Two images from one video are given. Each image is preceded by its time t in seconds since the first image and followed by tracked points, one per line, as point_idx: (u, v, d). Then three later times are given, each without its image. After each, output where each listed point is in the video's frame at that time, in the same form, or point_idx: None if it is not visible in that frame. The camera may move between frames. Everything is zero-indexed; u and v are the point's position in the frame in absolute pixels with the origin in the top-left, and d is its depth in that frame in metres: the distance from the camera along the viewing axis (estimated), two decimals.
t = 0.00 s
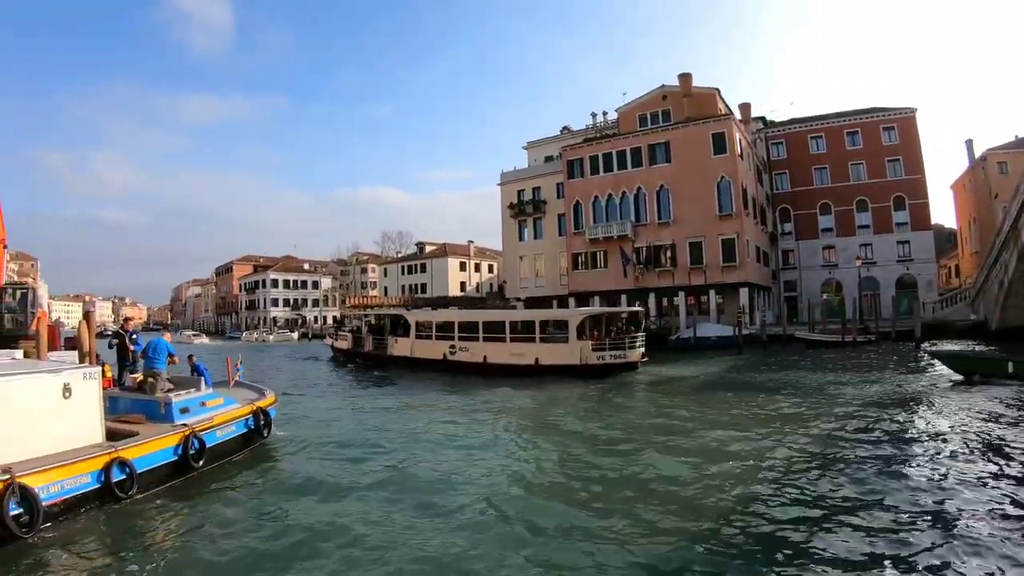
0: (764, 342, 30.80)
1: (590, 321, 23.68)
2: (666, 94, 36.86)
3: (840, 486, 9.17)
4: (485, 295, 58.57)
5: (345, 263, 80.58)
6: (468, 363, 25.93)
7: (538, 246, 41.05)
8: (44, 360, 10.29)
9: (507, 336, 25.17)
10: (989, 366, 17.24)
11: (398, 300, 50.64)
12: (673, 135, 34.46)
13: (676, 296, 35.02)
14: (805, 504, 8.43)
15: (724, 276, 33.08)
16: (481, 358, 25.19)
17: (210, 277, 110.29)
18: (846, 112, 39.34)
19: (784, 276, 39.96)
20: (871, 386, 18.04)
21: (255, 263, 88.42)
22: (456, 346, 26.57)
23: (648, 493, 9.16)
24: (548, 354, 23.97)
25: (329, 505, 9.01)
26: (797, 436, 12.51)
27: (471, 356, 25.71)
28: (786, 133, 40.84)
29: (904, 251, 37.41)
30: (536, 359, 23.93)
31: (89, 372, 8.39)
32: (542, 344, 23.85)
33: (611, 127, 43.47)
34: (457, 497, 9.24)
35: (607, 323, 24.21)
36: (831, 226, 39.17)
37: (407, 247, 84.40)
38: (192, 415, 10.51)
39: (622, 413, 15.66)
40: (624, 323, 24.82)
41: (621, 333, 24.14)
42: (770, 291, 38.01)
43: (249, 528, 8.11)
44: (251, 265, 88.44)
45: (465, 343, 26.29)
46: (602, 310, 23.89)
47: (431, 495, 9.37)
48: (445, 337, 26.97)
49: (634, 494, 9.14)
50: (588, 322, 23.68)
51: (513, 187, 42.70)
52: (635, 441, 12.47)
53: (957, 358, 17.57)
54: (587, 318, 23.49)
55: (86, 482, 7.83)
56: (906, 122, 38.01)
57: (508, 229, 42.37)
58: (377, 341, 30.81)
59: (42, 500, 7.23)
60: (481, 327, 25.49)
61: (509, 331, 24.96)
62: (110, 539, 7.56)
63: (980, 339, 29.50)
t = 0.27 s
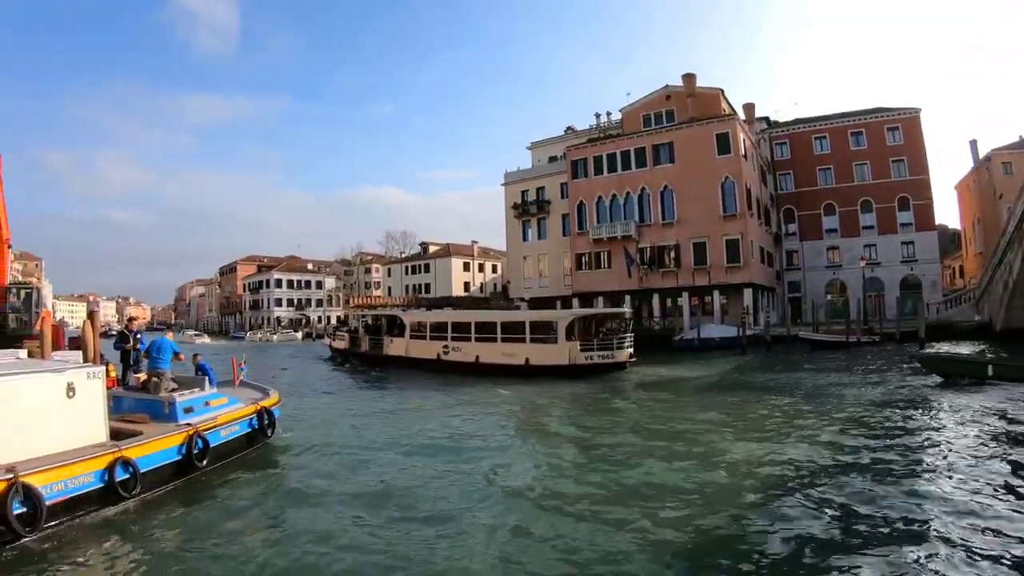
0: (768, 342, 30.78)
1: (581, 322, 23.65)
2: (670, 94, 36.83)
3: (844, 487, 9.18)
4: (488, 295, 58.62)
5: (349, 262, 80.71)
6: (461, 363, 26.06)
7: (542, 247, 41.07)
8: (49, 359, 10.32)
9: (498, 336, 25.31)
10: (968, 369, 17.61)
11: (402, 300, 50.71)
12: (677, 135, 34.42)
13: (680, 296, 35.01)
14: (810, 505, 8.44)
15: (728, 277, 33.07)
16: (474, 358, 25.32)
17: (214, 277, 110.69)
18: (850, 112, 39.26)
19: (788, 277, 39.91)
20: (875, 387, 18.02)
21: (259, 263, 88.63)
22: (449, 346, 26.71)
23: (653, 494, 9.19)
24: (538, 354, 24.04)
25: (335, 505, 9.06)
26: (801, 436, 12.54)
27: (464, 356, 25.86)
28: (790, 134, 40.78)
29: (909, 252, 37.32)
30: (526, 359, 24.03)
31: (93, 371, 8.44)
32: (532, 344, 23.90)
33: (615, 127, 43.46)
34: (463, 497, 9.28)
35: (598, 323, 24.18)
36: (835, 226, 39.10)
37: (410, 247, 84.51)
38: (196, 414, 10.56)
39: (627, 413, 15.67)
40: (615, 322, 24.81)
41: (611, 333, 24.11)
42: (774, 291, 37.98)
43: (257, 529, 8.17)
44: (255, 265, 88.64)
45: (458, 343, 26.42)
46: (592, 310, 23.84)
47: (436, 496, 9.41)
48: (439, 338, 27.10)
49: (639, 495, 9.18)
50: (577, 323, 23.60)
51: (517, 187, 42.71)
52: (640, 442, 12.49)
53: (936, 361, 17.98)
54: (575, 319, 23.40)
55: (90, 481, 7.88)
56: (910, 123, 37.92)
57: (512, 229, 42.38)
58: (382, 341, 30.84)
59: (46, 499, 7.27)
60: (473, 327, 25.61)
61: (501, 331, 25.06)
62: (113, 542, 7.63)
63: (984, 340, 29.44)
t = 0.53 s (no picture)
0: (771, 344, 30.73)
1: (570, 324, 23.76)
2: (672, 96, 36.82)
3: (848, 489, 9.17)
4: (491, 296, 58.70)
5: (352, 263, 80.86)
6: (454, 364, 26.26)
7: (544, 248, 41.10)
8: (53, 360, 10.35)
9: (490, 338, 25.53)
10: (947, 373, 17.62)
11: (405, 301, 50.79)
12: (679, 137, 34.38)
13: (683, 298, 35.00)
14: (814, 507, 8.43)
15: (731, 279, 33.02)
16: (465, 359, 25.54)
17: (218, 278, 111.10)
18: (853, 114, 39.20)
19: (791, 278, 39.87)
20: (878, 388, 18.01)
21: (262, 263, 88.86)
22: (442, 347, 26.91)
23: (656, 496, 9.20)
24: (527, 355, 24.27)
25: (339, 506, 9.09)
26: (804, 438, 12.55)
27: (455, 357, 26.03)
28: (793, 135, 40.73)
29: (911, 254, 37.23)
30: (516, 360, 24.28)
31: (96, 371, 8.46)
32: (521, 346, 24.07)
33: (617, 128, 43.46)
34: (466, 498, 9.29)
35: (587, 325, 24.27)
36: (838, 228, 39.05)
37: (413, 248, 84.67)
38: (198, 414, 10.58)
39: (630, 414, 15.69)
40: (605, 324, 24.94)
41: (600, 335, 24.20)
42: (777, 293, 37.95)
43: (261, 530, 8.19)
44: (258, 266, 88.90)
45: (450, 344, 26.63)
46: (581, 312, 23.92)
47: (439, 497, 9.43)
48: (432, 339, 27.32)
49: (641, 497, 9.17)
50: (566, 324, 23.78)
51: (520, 189, 42.71)
52: (643, 443, 12.50)
53: (916, 365, 18.04)
54: (564, 321, 23.59)
55: (93, 481, 7.89)
56: (913, 124, 37.85)
57: (515, 230, 42.42)
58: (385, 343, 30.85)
59: (49, 498, 7.28)
60: (465, 328, 25.80)
61: (491, 333, 25.28)
62: (116, 544, 7.65)
63: (987, 342, 29.37)
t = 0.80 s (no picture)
0: (775, 346, 30.65)
1: (559, 326, 24.35)
2: (676, 97, 36.83)
3: (852, 491, 9.14)
4: (495, 299, 58.72)
5: (356, 265, 80.97)
6: (448, 365, 26.82)
7: (549, 250, 41.14)
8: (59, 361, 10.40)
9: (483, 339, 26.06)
10: (926, 376, 17.47)
11: (408, 303, 50.83)
12: (684, 138, 34.37)
13: (688, 299, 34.98)
14: (817, 509, 8.40)
15: (735, 280, 32.90)
16: (458, 360, 26.07)
17: (222, 279, 111.45)
18: (857, 115, 39.13)
19: (795, 280, 39.79)
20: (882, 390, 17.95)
21: (267, 265, 89.11)
22: (436, 349, 27.44)
23: (659, 496, 9.20)
24: (518, 357, 24.76)
25: (342, 507, 9.11)
26: (806, 439, 12.54)
27: (449, 358, 26.60)
28: (797, 137, 40.68)
29: (916, 255, 37.10)
30: (507, 361, 24.80)
31: (100, 371, 8.51)
32: (512, 347, 24.56)
33: (622, 130, 43.46)
34: (469, 500, 9.29)
35: (576, 328, 24.87)
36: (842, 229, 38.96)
37: (418, 250, 84.78)
38: (203, 415, 10.62)
39: (634, 416, 15.67)
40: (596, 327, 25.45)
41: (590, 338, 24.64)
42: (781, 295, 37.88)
43: (265, 531, 8.21)
44: (262, 267, 89.08)
45: (444, 345, 27.16)
46: (571, 315, 24.54)
47: (442, 498, 9.44)
48: (427, 341, 27.87)
49: (643, 498, 9.16)
50: (556, 327, 24.30)
51: (524, 191, 42.76)
52: (647, 445, 12.49)
53: (893, 368, 17.97)
54: (554, 323, 24.10)
55: (97, 480, 7.92)
56: (917, 125, 37.76)
57: (519, 232, 42.45)
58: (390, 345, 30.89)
59: (53, 497, 7.31)
60: (458, 330, 26.37)
61: (484, 334, 25.85)
62: (119, 544, 7.68)
63: (992, 344, 29.24)
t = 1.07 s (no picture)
0: (782, 348, 30.57)
1: (552, 329, 24.98)
2: (683, 99, 36.81)
3: (859, 494, 9.12)
4: (502, 301, 58.77)
5: (363, 267, 81.25)
6: (445, 367, 27.26)
7: (556, 252, 41.19)
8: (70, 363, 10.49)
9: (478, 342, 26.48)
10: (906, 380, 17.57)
11: (416, 305, 50.95)
12: (691, 141, 34.36)
13: (695, 302, 34.92)
14: (824, 512, 8.40)
15: (743, 283, 32.82)
16: (456, 363, 26.51)
17: (229, 281, 111.98)
18: (864, 117, 38.99)
19: (802, 282, 39.67)
20: (889, 393, 17.87)
21: (274, 267, 89.52)
22: (434, 351, 27.89)
23: (665, 500, 9.21)
24: (514, 359, 25.24)
25: (350, 510, 9.14)
26: (814, 442, 12.57)
27: (447, 360, 27.07)
28: (804, 138, 40.58)
29: (923, 257, 36.88)
30: (502, 364, 25.30)
31: (107, 372, 8.59)
32: (506, 349, 25.06)
33: (629, 132, 43.48)
34: (476, 502, 9.33)
35: (569, 332, 25.48)
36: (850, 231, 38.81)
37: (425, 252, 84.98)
38: (210, 416, 10.70)
39: (641, 419, 15.65)
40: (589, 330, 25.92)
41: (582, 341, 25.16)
42: (788, 297, 37.76)
43: (274, 533, 8.26)
44: (270, 269, 89.54)
45: (442, 347, 27.59)
46: (564, 319, 25.21)
47: (448, 501, 9.46)
48: (425, 343, 28.29)
49: (649, 501, 9.17)
50: (550, 330, 24.82)
51: (532, 193, 42.79)
52: (654, 448, 12.48)
53: (872, 371, 18.07)
54: (548, 326, 24.58)
55: (103, 481, 7.98)
56: (925, 126, 37.50)
57: (526, 234, 42.50)
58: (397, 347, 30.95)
59: (59, 498, 7.38)
60: (455, 332, 26.80)
61: (480, 337, 26.28)
62: (126, 544, 7.75)
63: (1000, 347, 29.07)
